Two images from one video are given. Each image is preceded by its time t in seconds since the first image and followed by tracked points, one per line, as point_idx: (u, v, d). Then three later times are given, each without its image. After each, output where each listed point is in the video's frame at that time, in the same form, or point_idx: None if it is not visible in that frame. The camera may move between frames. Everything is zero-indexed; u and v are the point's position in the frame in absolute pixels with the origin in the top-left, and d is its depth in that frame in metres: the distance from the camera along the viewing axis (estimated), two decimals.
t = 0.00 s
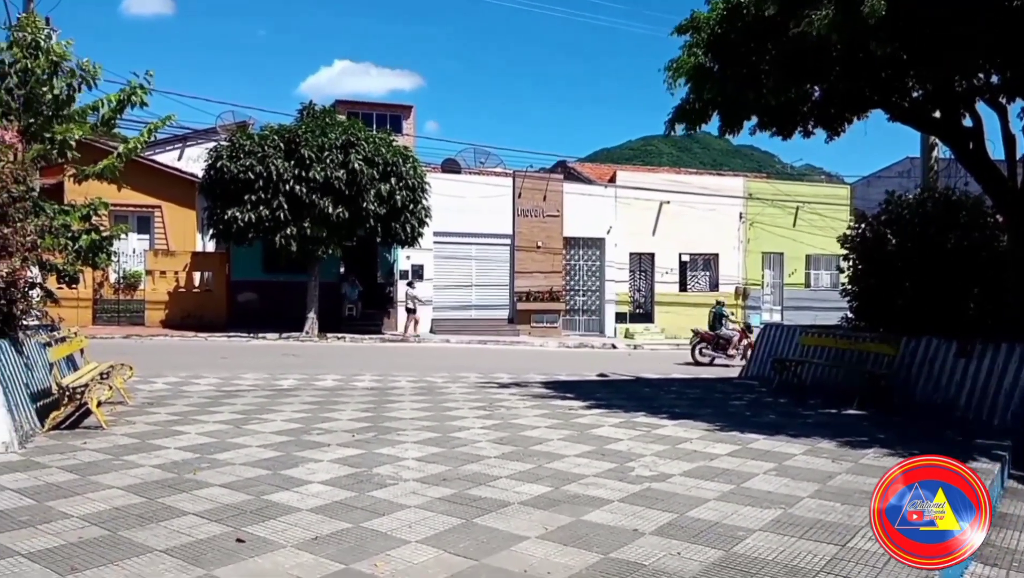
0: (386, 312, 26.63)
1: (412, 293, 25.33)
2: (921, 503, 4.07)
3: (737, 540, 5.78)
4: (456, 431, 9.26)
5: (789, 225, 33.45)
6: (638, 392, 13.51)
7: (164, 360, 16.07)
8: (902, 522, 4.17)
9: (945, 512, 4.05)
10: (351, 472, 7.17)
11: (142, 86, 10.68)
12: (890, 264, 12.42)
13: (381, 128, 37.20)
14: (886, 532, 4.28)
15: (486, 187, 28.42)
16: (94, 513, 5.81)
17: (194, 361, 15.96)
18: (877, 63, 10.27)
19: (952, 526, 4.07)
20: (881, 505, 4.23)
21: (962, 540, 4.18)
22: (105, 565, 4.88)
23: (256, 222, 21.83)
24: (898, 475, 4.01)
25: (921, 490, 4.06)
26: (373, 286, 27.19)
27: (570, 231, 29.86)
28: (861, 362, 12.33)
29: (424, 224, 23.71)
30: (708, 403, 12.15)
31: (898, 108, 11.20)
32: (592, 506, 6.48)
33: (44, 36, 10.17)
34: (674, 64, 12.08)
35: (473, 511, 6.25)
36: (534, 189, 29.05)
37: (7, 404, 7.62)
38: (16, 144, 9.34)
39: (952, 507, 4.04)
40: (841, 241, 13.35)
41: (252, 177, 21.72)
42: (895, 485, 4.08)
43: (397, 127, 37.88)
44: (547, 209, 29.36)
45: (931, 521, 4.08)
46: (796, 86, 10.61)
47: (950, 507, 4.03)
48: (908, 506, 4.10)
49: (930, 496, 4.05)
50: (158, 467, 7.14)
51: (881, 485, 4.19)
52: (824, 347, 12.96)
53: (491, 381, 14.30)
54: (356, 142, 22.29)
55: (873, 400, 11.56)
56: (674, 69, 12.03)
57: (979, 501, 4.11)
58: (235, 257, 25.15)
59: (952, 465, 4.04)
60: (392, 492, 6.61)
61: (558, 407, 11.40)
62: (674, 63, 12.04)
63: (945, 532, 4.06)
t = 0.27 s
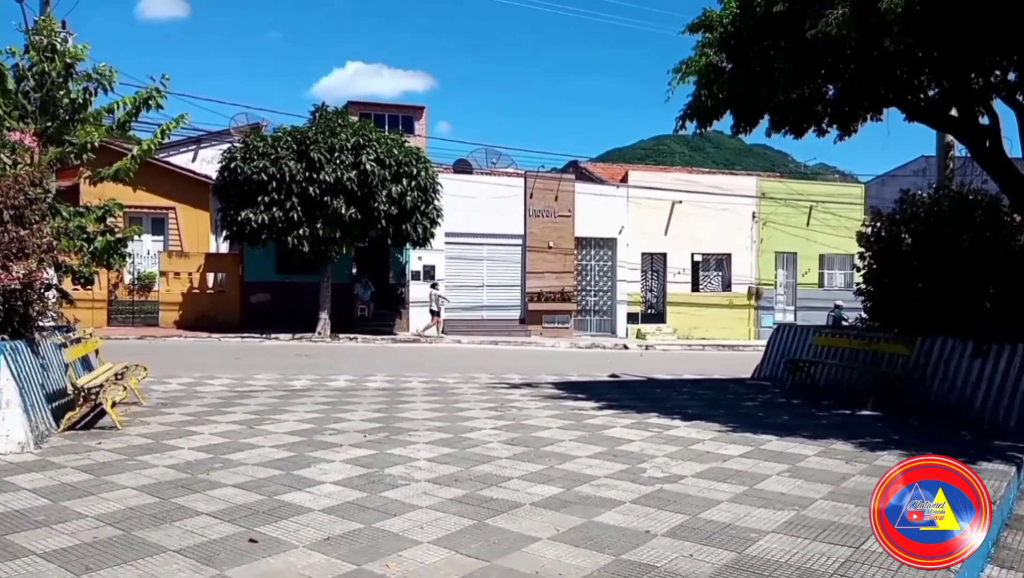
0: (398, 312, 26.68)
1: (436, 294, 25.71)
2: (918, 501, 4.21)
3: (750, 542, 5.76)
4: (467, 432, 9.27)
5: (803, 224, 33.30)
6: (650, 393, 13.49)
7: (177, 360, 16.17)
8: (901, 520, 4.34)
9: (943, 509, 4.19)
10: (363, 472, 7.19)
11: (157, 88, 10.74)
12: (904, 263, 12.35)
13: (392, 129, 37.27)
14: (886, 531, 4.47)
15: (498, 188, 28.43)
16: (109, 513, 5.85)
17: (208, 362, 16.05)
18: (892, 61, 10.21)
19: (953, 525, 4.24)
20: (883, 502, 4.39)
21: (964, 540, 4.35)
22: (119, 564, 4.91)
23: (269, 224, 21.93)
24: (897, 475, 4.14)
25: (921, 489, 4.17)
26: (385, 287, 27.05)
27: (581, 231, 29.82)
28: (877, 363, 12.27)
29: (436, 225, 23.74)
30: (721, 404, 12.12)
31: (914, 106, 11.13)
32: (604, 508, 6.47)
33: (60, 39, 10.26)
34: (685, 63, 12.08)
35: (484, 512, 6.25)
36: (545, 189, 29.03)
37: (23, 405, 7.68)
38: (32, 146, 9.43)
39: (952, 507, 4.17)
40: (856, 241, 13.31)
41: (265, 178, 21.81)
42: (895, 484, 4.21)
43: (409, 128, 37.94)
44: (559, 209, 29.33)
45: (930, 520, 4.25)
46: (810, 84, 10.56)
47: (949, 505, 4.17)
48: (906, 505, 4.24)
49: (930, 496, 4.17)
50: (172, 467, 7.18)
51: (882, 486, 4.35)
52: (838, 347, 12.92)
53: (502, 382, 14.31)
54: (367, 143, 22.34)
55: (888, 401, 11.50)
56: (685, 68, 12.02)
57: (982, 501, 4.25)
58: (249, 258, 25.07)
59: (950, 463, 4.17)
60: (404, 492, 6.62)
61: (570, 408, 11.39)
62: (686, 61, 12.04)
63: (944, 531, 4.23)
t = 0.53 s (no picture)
0: (409, 313, 26.63)
1: (457, 294, 26.19)
2: (918, 501, 4.18)
3: (762, 545, 5.74)
4: (477, 432, 9.27)
5: (815, 225, 33.16)
6: (660, 394, 13.47)
7: (189, 360, 16.26)
8: (901, 520, 4.31)
9: (943, 509, 4.17)
10: (374, 472, 7.21)
11: (169, 89, 10.80)
12: (917, 264, 12.32)
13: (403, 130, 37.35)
14: (885, 531, 4.44)
15: (508, 188, 28.44)
16: (122, 512, 5.88)
17: (219, 362, 16.12)
18: (906, 60, 10.16)
19: (953, 525, 4.20)
20: (882, 503, 4.36)
21: (964, 540, 4.32)
22: (132, 563, 4.94)
23: (280, 224, 21.99)
24: (896, 475, 4.13)
25: (920, 489, 4.15)
26: (395, 287, 26.98)
27: (592, 232, 29.79)
28: (889, 365, 12.23)
29: (446, 225, 23.77)
30: (732, 405, 12.09)
31: (927, 106, 11.08)
32: (614, 509, 6.46)
33: (73, 40, 10.32)
34: (696, 63, 12.07)
35: (494, 512, 6.25)
36: (556, 190, 29.02)
37: (38, 403, 7.73)
38: (46, 147, 9.51)
39: (952, 506, 4.15)
40: (868, 243, 13.29)
41: (276, 179, 21.87)
42: (894, 484, 4.18)
43: (420, 129, 38.01)
44: (569, 210, 29.32)
45: (930, 520, 4.22)
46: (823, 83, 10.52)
47: (949, 505, 4.15)
48: (906, 505, 4.21)
49: (930, 495, 4.14)
50: (184, 466, 7.22)
51: (882, 485, 4.34)
52: (850, 349, 12.89)
53: (512, 383, 14.31)
54: (378, 143, 22.38)
55: (900, 403, 11.46)
56: (696, 68, 12.01)
57: (982, 502, 4.21)
58: (260, 258, 25.17)
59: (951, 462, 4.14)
60: (414, 492, 6.63)
61: (580, 409, 11.38)
62: (696, 62, 12.04)
63: (944, 531, 4.20)
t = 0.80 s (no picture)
0: (423, 313, 26.73)
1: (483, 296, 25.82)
2: (919, 501, 4.31)
3: (778, 545, 5.71)
4: (492, 431, 9.28)
5: (832, 224, 32.98)
6: (675, 393, 13.43)
7: (206, 358, 16.36)
8: (901, 520, 4.46)
9: (943, 509, 4.29)
10: (390, 471, 7.22)
11: (184, 88, 10.86)
12: (935, 262, 12.24)
13: (418, 130, 37.43)
14: (886, 531, 4.60)
15: (523, 188, 28.44)
16: (140, 509, 5.92)
17: (236, 361, 16.21)
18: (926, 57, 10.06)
19: (953, 525, 4.32)
20: (884, 501, 4.51)
21: (965, 541, 4.42)
22: (150, 559, 4.97)
23: (297, 224, 22.09)
24: (897, 475, 4.27)
25: (921, 489, 4.27)
26: (410, 286, 27.17)
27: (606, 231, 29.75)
28: (907, 364, 12.15)
29: (460, 225, 23.79)
30: (748, 405, 12.04)
31: (947, 103, 10.97)
32: (629, 509, 6.45)
33: (91, 42, 10.38)
34: (711, 61, 12.02)
35: (510, 511, 6.25)
36: (570, 189, 28.99)
37: (57, 402, 7.80)
38: (66, 148, 9.59)
39: (952, 508, 4.27)
40: (885, 242, 13.24)
41: (293, 179, 21.97)
42: (896, 483, 4.32)
43: (434, 129, 38.07)
44: (584, 209, 29.27)
45: (930, 520, 4.36)
46: (841, 80, 10.45)
47: (949, 506, 4.26)
48: (906, 505, 4.36)
49: (930, 496, 4.27)
50: (202, 464, 7.26)
51: (881, 484, 4.53)
52: (868, 348, 12.81)
53: (527, 382, 14.32)
54: (393, 143, 22.43)
55: (918, 402, 11.38)
56: (712, 66, 11.97)
57: (984, 504, 4.32)
58: (276, 257, 25.26)
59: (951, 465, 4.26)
60: (429, 491, 6.64)
61: (594, 408, 11.37)
62: (712, 61, 12.00)
63: (944, 531, 4.33)
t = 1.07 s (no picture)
0: (434, 310, 26.74)
1: (505, 294, 26.13)
2: (918, 501, 4.59)
3: (792, 544, 5.69)
4: (503, 429, 9.28)
5: (845, 221, 32.81)
6: (687, 391, 13.40)
7: (219, 356, 16.44)
8: (901, 520, 4.77)
9: (943, 509, 4.55)
10: (401, 468, 7.23)
11: (196, 87, 10.91)
12: (950, 259, 12.19)
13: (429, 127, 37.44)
14: (886, 531, 4.90)
15: (534, 185, 28.42)
16: (154, 506, 5.95)
17: (248, 358, 16.27)
18: (940, 52, 10.00)
19: (953, 525, 4.59)
20: (885, 502, 4.84)
21: (963, 540, 4.70)
22: (165, 555, 5.00)
23: (308, 222, 22.15)
24: (897, 475, 4.63)
25: (920, 490, 4.57)
26: (421, 285, 27.09)
27: (617, 228, 29.68)
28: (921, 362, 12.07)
29: (471, 222, 23.79)
30: (760, 403, 11.99)
31: (961, 98, 10.90)
32: (641, 507, 6.44)
33: (104, 42, 10.49)
34: (723, 59, 12.00)
35: (521, 509, 6.25)
36: (581, 186, 28.94)
37: (72, 399, 7.85)
38: (80, 147, 9.66)
39: (951, 507, 4.54)
40: (899, 239, 13.18)
41: (304, 177, 22.03)
42: (895, 483, 4.67)
43: (445, 127, 38.07)
44: (595, 206, 29.21)
45: (930, 520, 4.61)
46: (854, 75, 10.41)
47: (949, 506, 4.53)
48: (906, 504, 4.67)
49: (929, 496, 4.54)
50: (215, 461, 7.30)
51: (884, 485, 4.90)
52: (881, 346, 12.74)
53: (538, 379, 14.31)
54: (404, 141, 22.45)
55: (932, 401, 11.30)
56: (723, 63, 11.95)
57: (981, 502, 4.66)
58: (288, 255, 25.38)
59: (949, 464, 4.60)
60: (441, 489, 6.64)
61: (605, 406, 11.36)
62: (723, 58, 11.99)
63: (944, 531, 4.58)
